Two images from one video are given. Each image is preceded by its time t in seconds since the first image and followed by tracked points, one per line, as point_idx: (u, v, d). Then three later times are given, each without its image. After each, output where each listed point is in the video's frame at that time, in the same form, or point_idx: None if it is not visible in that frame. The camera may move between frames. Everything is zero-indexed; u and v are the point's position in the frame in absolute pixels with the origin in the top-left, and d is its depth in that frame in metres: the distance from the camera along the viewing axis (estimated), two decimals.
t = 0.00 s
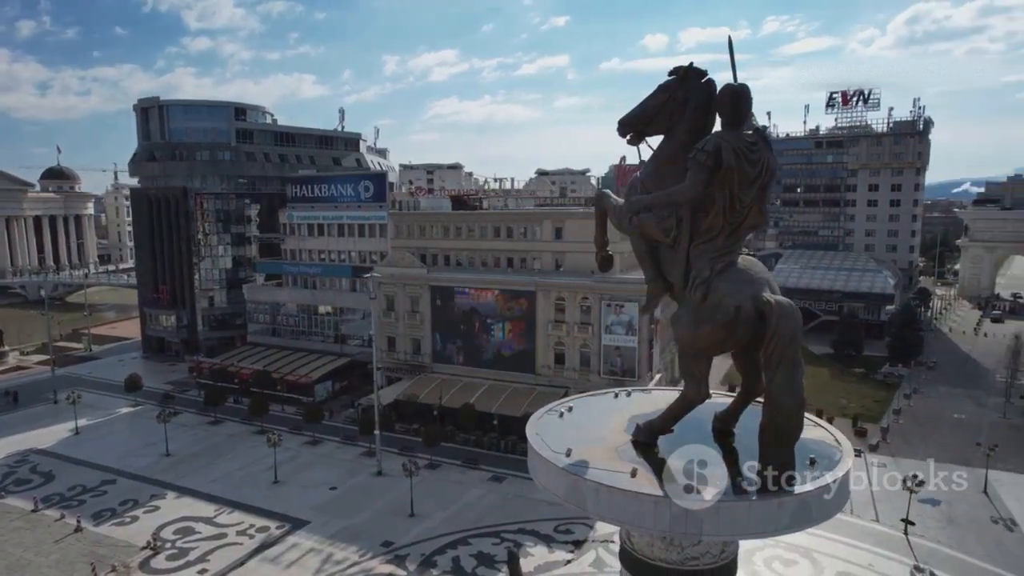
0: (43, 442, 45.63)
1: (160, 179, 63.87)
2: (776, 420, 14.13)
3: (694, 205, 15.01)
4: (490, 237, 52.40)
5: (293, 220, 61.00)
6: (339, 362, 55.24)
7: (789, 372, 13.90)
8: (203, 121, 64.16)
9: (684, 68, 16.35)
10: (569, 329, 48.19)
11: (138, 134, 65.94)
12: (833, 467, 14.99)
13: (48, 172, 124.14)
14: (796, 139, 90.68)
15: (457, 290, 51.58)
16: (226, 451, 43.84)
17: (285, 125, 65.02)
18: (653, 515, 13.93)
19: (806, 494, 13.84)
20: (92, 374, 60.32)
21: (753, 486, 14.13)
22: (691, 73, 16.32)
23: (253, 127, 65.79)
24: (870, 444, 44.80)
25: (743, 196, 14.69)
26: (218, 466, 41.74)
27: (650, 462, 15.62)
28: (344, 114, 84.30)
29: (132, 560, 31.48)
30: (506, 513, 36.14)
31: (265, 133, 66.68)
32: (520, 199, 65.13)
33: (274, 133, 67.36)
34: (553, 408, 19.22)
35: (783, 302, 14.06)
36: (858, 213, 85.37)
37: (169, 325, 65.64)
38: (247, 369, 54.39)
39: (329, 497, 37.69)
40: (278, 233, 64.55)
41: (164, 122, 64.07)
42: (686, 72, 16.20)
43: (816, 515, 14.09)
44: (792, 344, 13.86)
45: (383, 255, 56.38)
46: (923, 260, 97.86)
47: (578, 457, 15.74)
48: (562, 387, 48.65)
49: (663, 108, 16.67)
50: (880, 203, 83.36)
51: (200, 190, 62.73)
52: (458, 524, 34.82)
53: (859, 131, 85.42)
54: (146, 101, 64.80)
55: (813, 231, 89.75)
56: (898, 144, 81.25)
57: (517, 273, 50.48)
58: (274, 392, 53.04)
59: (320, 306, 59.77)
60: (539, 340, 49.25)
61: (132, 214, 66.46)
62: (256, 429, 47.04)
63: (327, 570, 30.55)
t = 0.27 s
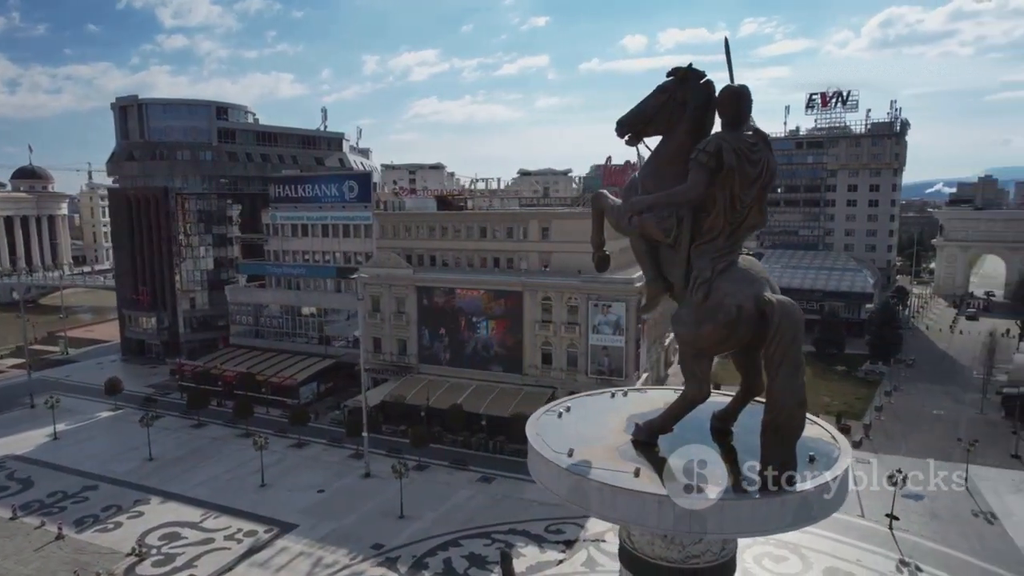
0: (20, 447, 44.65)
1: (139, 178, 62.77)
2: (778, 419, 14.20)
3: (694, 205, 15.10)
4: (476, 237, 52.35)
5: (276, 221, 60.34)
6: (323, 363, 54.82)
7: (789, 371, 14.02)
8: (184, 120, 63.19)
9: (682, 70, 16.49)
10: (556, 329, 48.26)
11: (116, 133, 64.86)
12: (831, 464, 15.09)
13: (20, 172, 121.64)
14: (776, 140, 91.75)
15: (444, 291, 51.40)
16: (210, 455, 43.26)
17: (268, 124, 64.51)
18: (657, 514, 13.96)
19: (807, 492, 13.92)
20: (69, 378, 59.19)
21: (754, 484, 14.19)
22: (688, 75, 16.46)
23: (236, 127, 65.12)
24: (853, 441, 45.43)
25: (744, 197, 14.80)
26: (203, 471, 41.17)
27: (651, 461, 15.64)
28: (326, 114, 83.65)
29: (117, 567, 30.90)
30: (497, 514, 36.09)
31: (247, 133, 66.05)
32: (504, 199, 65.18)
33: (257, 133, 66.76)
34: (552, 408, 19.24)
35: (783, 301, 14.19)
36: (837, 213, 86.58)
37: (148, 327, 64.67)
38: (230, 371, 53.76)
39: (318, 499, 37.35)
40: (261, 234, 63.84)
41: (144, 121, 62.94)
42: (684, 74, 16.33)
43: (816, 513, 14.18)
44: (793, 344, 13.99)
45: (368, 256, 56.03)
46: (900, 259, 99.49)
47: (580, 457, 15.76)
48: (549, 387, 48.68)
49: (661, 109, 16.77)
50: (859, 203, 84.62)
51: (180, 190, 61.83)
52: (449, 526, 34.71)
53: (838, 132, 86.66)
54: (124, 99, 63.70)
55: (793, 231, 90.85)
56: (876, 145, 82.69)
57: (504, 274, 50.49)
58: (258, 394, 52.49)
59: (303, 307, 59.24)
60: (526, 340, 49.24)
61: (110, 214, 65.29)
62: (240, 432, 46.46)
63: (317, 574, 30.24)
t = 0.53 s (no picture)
0: None
1: (116, 178, 61.72)
2: (778, 418, 14.33)
3: (694, 206, 15.21)
4: (462, 237, 52.23)
5: (257, 221, 59.70)
6: (307, 365, 54.35)
7: (790, 370, 14.18)
8: (162, 119, 62.99)
9: (679, 71, 16.59)
10: (542, 329, 48.31)
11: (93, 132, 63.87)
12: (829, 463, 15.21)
13: None
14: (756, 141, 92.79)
15: (430, 291, 51.17)
16: (193, 459, 42.68)
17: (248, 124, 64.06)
18: (660, 513, 14.03)
19: (807, 490, 14.06)
20: (46, 382, 58.03)
21: (755, 482, 14.31)
22: (685, 76, 16.56)
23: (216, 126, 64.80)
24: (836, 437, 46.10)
25: (743, 198, 14.92)
26: (186, 475, 40.60)
27: (651, 460, 15.71)
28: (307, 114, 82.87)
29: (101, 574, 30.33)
30: (486, 514, 36.05)
31: (227, 132, 65.18)
32: (489, 199, 65.09)
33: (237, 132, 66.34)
34: (549, 409, 19.26)
35: (782, 300, 14.35)
36: (816, 213, 87.81)
37: (127, 330, 63.66)
38: (212, 373, 53.11)
39: (305, 502, 37.01)
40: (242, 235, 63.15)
41: (122, 120, 62.34)
42: (681, 76, 16.44)
43: (816, 510, 14.33)
44: (793, 343, 14.15)
45: (352, 257, 55.65)
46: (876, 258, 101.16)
47: (581, 457, 15.80)
48: (535, 387, 48.70)
49: (658, 110, 16.86)
50: (837, 203, 85.89)
51: (160, 190, 61.00)
52: (438, 527, 34.59)
53: (817, 133, 87.86)
54: (101, 98, 62.84)
55: (773, 230, 91.95)
56: (854, 146, 84.02)
57: (490, 274, 50.46)
58: (241, 396, 51.89)
59: (286, 308, 58.65)
60: (512, 340, 49.23)
61: (87, 215, 64.13)
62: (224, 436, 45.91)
63: None
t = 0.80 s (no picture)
0: None
1: (91, 178, 60.41)
2: (778, 416, 14.47)
3: (693, 207, 15.32)
4: (447, 237, 52.06)
5: (238, 221, 58.94)
6: (290, 367, 53.80)
7: (790, 368, 14.35)
8: (139, 118, 62.27)
9: (676, 72, 16.69)
10: (528, 329, 48.35)
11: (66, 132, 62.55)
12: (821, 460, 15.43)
13: None
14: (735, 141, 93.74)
15: (414, 292, 50.93)
16: (175, 464, 42.01)
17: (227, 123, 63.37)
18: (662, 512, 14.10)
19: (807, 487, 14.23)
20: (20, 386, 56.74)
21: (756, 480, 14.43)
22: (681, 77, 16.65)
23: (194, 125, 64.17)
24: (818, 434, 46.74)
25: (742, 199, 15.05)
26: (168, 480, 39.92)
27: (651, 459, 15.78)
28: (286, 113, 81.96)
29: None
30: (475, 515, 35.97)
31: (205, 131, 65.11)
32: (472, 199, 64.97)
33: (216, 131, 65.63)
34: (546, 409, 19.32)
35: (782, 300, 14.51)
36: (794, 213, 88.98)
37: (104, 333, 62.50)
38: (193, 376, 52.36)
39: (291, 506, 36.61)
40: (222, 236, 62.32)
41: (97, 119, 61.36)
42: (678, 77, 16.53)
43: (815, 508, 14.51)
44: (792, 342, 14.33)
45: (335, 257, 55.20)
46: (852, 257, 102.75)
47: (582, 457, 15.84)
48: (521, 387, 48.71)
49: (655, 110, 16.95)
50: (816, 203, 87.09)
51: (137, 190, 59.85)
52: (427, 529, 34.44)
53: (795, 134, 89.02)
54: (75, 97, 61.65)
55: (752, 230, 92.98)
56: (831, 146, 85.28)
57: (475, 274, 50.37)
58: (222, 399, 51.19)
59: (267, 310, 57.96)
60: (498, 341, 49.18)
61: (61, 216, 62.76)
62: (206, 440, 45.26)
63: None
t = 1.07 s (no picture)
0: None
1: (65, 178, 59.17)
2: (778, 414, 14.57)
3: (692, 207, 15.43)
4: (431, 238, 51.84)
5: (218, 222, 58.19)
6: (272, 369, 53.23)
7: (789, 367, 14.50)
8: (114, 116, 60.89)
9: (673, 73, 16.80)
10: (514, 329, 48.33)
11: (40, 130, 61.29)
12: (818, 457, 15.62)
13: None
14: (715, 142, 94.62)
15: (398, 293, 50.64)
16: (157, 469, 41.33)
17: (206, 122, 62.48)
18: (664, 511, 14.16)
19: (806, 485, 14.38)
20: None
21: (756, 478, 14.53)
22: (678, 78, 16.77)
23: (172, 124, 63.05)
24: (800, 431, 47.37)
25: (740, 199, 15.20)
26: (150, 485, 39.26)
27: (651, 458, 15.84)
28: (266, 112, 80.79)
29: None
30: (464, 516, 35.88)
31: (184, 130, 64.01)
32: (455, 200, 64.79)
33: (194, 131, 64.62)
34: (542, 410, 19.34)
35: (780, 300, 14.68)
36: (773, 212, 90.08)
37: (79, 335, 61.32)
38: (173, 380, 51.61)
39: (277, 509, 36.21)
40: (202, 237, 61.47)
41: (72, 118, 60.11)
42: (676, 78, 16.65)
43: (813, 505, 14.66)
44: (791, 341, 14.50)
45: (318, 258, 54.71)
46: (829, 256, 104.26)
47: (582, 458, 15.85)
48: (507, 388, 48.67)
49: (653, 111, 17.03)
50: (794, 203, 88.17)
51: (115, 190, 58.81)
52: (416, 531, 34.27)
53: (774, 135, 90.11)
54: (49, 94, 60.37)
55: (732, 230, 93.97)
56: (809, 147, 86.46)
57: (460, 275, 50.22)
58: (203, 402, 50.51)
59: (249, 311, 57.29)
60: (483, 341, 49.09)
61: (34, 216, 61.40)
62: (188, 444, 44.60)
63: None
